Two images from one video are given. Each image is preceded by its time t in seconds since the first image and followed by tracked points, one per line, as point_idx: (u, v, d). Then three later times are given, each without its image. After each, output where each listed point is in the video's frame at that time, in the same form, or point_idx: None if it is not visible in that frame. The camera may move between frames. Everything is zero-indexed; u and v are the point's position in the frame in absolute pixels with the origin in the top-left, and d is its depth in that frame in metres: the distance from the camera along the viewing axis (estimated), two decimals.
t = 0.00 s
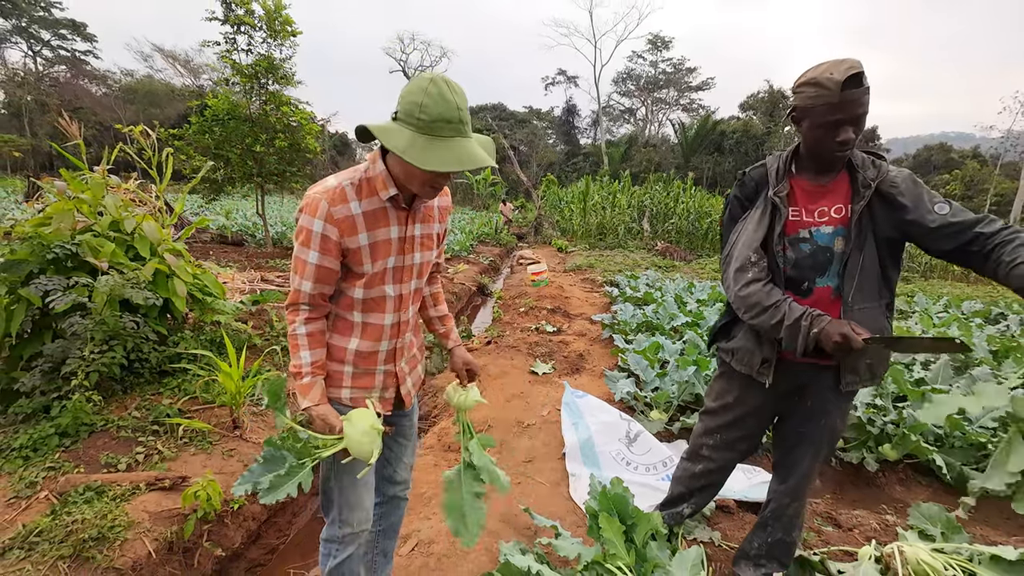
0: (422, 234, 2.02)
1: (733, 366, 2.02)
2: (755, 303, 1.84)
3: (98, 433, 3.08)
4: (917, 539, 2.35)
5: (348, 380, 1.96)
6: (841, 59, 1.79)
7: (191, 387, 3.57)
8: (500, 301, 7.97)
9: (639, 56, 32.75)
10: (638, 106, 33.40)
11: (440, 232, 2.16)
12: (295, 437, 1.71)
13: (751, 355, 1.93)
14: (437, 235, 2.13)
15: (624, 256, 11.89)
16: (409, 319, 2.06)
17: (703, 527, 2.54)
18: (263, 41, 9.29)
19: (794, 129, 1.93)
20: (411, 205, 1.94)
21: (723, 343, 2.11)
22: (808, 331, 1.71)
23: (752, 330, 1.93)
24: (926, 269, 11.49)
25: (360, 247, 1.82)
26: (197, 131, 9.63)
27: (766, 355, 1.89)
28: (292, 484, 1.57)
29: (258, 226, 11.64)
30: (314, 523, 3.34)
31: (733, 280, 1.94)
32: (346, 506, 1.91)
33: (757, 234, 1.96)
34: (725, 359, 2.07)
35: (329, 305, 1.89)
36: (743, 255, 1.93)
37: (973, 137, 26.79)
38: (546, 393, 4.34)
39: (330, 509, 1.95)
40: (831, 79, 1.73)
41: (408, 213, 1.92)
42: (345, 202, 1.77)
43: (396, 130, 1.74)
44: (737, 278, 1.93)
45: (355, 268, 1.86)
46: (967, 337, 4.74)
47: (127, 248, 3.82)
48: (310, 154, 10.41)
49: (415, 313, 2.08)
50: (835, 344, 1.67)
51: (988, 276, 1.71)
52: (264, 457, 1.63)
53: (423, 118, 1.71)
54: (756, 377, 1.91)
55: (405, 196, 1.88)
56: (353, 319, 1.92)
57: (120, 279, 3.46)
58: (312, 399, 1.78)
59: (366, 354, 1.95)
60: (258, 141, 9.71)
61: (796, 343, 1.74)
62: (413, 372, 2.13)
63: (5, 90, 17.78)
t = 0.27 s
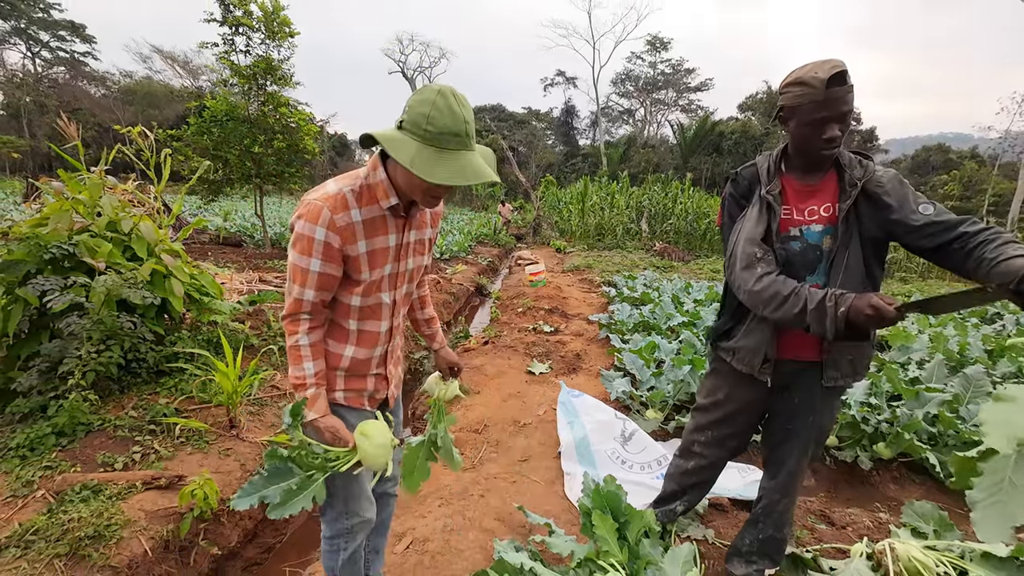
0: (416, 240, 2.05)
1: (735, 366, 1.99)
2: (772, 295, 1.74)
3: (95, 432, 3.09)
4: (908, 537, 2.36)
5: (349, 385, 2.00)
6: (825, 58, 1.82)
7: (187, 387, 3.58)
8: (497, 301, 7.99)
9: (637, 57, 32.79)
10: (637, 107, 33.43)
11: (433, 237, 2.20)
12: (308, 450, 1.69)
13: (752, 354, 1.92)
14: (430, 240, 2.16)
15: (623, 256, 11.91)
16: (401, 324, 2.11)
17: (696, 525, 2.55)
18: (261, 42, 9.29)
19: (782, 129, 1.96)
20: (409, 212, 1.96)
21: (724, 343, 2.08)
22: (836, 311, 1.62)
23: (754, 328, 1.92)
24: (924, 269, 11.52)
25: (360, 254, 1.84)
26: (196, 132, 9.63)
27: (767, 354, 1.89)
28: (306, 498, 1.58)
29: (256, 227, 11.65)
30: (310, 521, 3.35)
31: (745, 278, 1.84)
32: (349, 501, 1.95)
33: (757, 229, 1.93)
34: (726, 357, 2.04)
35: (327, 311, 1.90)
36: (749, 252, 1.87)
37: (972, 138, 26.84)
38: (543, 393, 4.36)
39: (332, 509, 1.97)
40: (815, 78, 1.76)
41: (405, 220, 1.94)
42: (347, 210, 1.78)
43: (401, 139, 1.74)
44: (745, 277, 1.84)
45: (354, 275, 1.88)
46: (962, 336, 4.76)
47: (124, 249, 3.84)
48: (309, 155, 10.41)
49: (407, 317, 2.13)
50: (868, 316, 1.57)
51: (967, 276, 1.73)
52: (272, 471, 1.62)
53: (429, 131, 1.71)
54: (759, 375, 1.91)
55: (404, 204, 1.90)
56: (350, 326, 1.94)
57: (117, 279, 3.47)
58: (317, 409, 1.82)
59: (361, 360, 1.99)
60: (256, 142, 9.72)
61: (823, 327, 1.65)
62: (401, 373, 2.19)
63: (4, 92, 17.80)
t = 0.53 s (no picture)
0: (418, 252, 2.08)
1: (741, 367, 1.99)
2: (789, 290, 1.72)
3: (94, 433, 3.10)
4: (902, 535, 2.38)
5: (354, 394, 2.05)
6: (816, 62, 1.85)
7: (186, 388, 3.59)
8: (496, 302, 8.01)
9: (636, 58, 32.81)
10: (635, 108, 33.47)
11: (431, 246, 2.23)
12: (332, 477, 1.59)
13: (762, 355, 1.92)
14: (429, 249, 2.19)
15: (621, 257, 11.93)
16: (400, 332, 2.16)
17: (692, 524, 2.56)
18: (259, 43, 9.31)
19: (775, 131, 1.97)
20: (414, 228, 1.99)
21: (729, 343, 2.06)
22: (861, 309, 1.58)
23: (760, 329, 1.92)
24: (922, 270, 11.56)
25: (370, 274, 1.86)
26: (195, 133, 9.65)
27: (777, 354, 1.89)
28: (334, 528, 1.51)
29: (255, 228, 11.66)
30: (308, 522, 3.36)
31: (759, 276, 1.79)
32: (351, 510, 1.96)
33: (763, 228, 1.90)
34: (729, 357, 2.04)
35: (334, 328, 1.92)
36: (760, 250, 1.84)
37: (969, 139, 26.94)
38: (540, 393, 4.37)
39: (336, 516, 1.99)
40: (805, 81, 1.80)
41: (411, 236, 1.97)
42: (357, 231, 1.79)
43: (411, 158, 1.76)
44: (756, 275, 1.81)
45: (362, 293, 1.90)
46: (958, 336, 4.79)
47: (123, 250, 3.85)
48: (307, 156, 10.43)
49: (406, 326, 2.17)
50: (896, 328, 1.51)
51: (953, 273, 1.75)
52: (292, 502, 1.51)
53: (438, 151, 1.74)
54: (771, 375, 1.91)
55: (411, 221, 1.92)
56: (353, 339, 1.97)
57: (115, 281, 3.49)
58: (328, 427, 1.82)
59: (362, 370, 2.03)
60: (255, 143, 9.73)
61: (846, 322, 1.60)
62: (395, 377, 2.25)
63: (2, 93, 17.81)
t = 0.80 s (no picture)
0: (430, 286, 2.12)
1: (729, 367, 2.03)
2: (767, 293, 1.76)
3: (94, 434, 3.11)
4: (897, 535, 2.40)
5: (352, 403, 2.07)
6: (814, 65, 1.87)
7: (185, 389, 3.60)
8: (494, 303, 8.02)
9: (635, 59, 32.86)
10: (634, 109, 33.51)
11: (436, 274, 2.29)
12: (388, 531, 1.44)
13: (744, 355, 1.95)
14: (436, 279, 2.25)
15: (619, 258, 11.96)
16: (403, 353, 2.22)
17: (688, 524, 2.58)
18: (258, 45, 9.32)
19: (773, 134, 1.99)
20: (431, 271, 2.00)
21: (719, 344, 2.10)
22: (830, 310, 1.65)
23: (744, 330, 1.95)
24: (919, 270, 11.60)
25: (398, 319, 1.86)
26: (193, 135, 9.66)
27: (759, 355, 1.91)
28: None
29: (254, 229, 11.67)
30: (307, 522, 3.37)
31: (739, 276, 1.85)
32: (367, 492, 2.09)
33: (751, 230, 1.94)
34: (721, 358, 2.06)
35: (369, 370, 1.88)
36: (743, 252, 1.88)
37: (967, 140, 27.01)
38: (538, 394, 4.39)
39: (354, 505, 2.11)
40: (806, 84, 1.82)
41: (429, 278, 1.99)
42: (390, 278, 1.75)
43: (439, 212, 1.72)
44: (739, 276, 1.86)
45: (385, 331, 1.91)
46: (953, 337, 4.81)
47: (123, 252, 3.86)
48: (306, 158, 10.43)
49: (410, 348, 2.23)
50: (863, 320, 1.60)
51: (948, 276, 1.79)
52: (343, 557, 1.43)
53: (467, 205, 1.71)
54: (752, 377, 1.93)
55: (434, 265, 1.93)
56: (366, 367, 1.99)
57: (115, 282, 3.50)
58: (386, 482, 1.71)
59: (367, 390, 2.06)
60: (253, 144, 9.74)
61: (818, 326, 1.67)
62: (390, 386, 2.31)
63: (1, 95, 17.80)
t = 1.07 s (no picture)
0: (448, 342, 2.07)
1: (719, 365, 2.05)
2: (757, 294, 1.79)
3: (91, 434, 3.11)
4: (891, 533, 2.41)
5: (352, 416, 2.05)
6: (806, 68, 1.89)
7: (183, 389, 3.60)
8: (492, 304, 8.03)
9: (633, 60, 32.93)
10: (632, 110, 33.57)
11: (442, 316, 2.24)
12: None
13: (732, 352, 1.98)
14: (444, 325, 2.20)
15: (618, 259, 11.97)
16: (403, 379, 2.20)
17: (684, 522, 2.58)
18: (257, 46, 9.33)
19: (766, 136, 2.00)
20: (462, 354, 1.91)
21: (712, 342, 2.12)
22: (817, 314, 1.70)
23: (733, 328, 1.98)
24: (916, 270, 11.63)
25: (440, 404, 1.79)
26: (191, 135, 9.66)
27: (747, 352, 1.94)
28: None
29: (252, 230, 11.67)
30: (304, 522, 3.37)
31: (728, 276, 1.88)
32: (366, 503, 2.05)
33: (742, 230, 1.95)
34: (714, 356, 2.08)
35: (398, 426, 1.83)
36: (734, 252, 1.90)
37: (964, 141, 27.11)
38: (536, 394, 4.40)
39: (351, 518, 2.05)
40: (797, 86, 1.83)
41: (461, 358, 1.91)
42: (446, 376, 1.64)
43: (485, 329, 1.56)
44: (730, 276, 1.88)
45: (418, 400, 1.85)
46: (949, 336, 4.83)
47: (120, 253, 3.86)
48: (304, 158, 10.43)
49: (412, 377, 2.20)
50: (850, 327, 1.65)
51: (939, 274, 1.81)
52: None
53: (517, 327, 1.55)
54: (737, 374, 1.96)
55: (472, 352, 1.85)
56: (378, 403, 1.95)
57: (112, 283, 3.50)
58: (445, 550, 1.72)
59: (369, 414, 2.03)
60: (252, 145, 9.74)
61: (804, 329, 1.71)
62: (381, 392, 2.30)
63: None
